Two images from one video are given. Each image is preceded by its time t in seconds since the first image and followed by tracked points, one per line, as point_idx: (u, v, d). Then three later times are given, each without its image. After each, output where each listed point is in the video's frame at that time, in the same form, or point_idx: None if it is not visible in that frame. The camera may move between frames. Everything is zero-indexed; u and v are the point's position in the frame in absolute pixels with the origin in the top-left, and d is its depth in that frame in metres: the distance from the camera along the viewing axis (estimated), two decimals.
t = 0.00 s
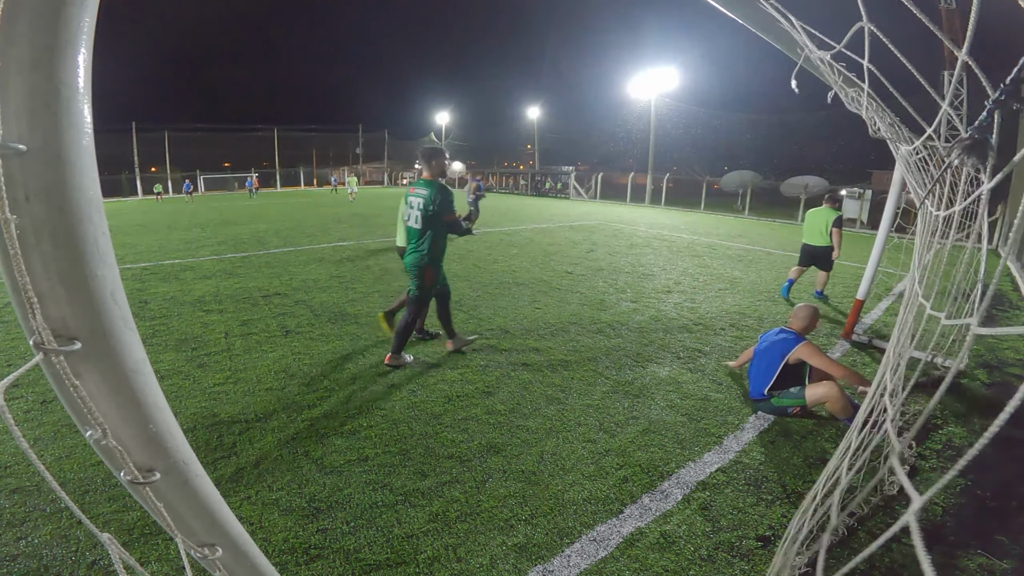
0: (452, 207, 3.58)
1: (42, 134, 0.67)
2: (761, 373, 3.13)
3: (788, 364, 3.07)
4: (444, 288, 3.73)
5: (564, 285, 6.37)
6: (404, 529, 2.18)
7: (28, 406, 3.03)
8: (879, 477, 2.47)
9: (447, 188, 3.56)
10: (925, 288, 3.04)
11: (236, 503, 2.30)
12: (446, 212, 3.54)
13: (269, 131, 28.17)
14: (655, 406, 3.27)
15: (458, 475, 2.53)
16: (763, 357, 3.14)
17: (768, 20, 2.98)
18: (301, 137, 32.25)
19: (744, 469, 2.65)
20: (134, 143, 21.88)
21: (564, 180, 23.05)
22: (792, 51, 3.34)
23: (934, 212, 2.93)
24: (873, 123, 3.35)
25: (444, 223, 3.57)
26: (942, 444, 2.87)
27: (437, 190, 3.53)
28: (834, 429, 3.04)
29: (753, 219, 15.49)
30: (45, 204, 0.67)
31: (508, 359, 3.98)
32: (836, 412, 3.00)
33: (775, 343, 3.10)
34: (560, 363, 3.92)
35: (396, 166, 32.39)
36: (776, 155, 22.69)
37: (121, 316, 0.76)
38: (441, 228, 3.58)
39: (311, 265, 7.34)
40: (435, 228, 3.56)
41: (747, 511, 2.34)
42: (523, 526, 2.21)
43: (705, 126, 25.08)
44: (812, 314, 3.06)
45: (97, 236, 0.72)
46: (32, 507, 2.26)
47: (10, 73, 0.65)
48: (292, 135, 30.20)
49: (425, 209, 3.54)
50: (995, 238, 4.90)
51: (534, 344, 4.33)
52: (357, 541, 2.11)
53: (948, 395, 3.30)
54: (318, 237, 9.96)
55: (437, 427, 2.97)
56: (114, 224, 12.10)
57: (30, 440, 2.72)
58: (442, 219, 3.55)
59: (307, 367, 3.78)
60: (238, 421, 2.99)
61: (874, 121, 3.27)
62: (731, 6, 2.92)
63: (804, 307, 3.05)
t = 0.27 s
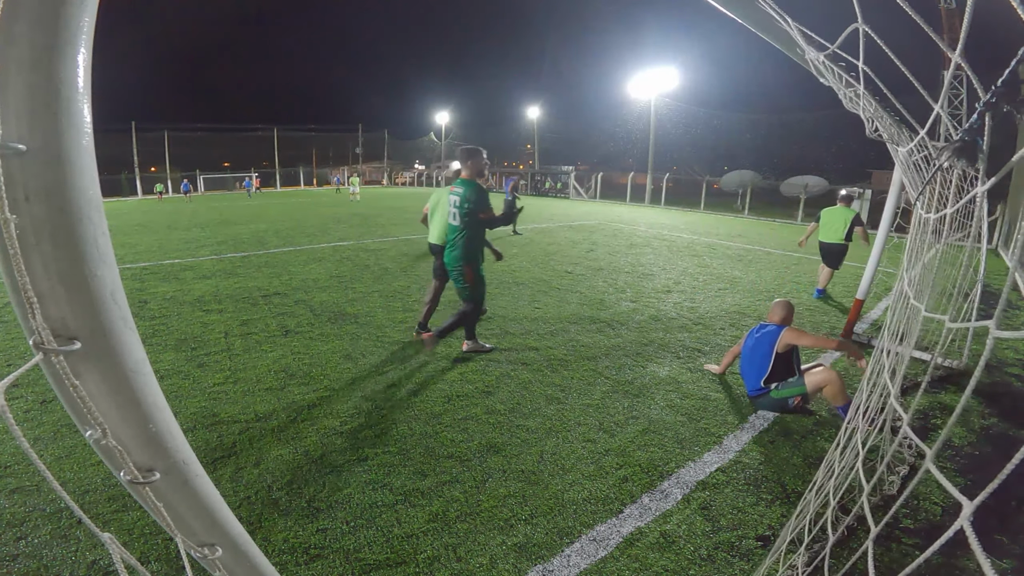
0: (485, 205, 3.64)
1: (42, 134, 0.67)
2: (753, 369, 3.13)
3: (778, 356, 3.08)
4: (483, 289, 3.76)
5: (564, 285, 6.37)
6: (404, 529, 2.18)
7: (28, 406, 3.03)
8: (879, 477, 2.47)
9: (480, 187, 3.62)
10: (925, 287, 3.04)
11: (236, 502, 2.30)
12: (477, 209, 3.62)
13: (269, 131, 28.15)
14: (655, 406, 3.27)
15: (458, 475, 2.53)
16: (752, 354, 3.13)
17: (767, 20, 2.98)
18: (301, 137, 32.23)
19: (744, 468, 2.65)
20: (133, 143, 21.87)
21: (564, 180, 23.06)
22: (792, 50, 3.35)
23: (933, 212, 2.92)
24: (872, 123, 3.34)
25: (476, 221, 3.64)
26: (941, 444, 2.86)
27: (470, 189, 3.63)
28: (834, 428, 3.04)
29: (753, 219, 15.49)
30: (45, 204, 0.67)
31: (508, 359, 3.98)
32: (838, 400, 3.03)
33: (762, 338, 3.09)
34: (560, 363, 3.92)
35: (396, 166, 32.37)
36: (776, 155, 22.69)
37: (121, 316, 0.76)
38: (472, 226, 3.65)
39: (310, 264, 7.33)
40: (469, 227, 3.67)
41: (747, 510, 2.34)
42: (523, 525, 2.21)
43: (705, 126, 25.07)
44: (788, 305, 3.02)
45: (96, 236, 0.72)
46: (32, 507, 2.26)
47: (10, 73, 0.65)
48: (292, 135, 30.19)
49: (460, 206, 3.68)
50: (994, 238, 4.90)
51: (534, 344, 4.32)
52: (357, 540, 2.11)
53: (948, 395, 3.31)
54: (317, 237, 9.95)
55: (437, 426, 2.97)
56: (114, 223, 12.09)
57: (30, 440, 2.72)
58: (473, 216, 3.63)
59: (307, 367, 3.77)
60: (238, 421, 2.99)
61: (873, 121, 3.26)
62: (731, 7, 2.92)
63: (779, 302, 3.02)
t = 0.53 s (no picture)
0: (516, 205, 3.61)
1: (42, 134, 0.67)
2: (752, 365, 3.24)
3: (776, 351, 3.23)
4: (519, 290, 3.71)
5: (564, 285, 6.37)
6: (404, 528, 2.18)
7: (28, 406, 3.03)
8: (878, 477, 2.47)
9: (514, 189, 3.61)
10: (925, 287, 3.04)
11: (236, 502, 2.30)
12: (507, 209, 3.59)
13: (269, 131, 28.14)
14: (655, 406, 3.27)
15: (458, 475, 2.53)
16: (750, 349, 3.24)
17: (767, 20, 2.98)
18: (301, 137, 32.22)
19: (744, 468, 2.65)
20: (133, 143, 21.86)
21: (564, 180, 23.06)
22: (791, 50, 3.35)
23: (933, 212, 2.92)
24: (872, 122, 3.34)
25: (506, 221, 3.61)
26: (941, 444, 2.86)
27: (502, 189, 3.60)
28: (834, 429, 3.04)
29: (753, 219, 15.49)
30: (45, 204, 0.67)
31: (508, 359, 3.98)
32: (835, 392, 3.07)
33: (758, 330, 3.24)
34: (560, 363, 3.92)
35: (396, 166, 32.37)
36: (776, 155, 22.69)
37: (121, 316, 0.76)
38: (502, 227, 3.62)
39: (311, 264, 7.33)
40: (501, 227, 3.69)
41: (747, 510, 2.34)
42: (523, 525, 2.21)
43: (705, 125, 25.07)
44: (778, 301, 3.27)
45: (96, 236, 0.72)
46: (32, 507, 2.26)
47: (10, 73, 0.65)
48: (292, 135, 30.18)
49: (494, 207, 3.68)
50: (993, 238, 4.91)
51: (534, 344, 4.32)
52: (357, 540, 2.11)
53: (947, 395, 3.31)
54: (318, 237, 9.95)
55: (437, 427, 2.97)
56: (114, 223, 12.09)
57: (30, 440, 2.72)
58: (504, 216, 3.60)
59: (307, 367, 3.77)
60: (237, 421, 2.99)
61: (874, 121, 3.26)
62: (731, 6, 2.93)
63: (771, 300, 3.29)
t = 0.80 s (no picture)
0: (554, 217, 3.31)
1: (42, 134, 0.67)
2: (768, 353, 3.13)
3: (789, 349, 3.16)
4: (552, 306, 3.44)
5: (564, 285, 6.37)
6: (404, 528, 2.18)
7: (28, 406, 3.03)
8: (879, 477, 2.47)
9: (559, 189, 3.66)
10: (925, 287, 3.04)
11: (236, 502, 2.31)
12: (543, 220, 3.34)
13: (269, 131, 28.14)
14: (655, 406, 3.27)
15: (458, 475, 2.53)
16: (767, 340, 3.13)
17: (767, 20, 2.98)
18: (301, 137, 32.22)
19: (744, 468, 2.65)
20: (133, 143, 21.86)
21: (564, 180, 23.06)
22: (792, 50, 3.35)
23: (933, 213, 2.92)
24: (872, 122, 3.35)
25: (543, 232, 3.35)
26: (941, 444, 2.87)
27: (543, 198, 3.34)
28: (834, 429, 3.04)
29: (753, 219, 15.49)
30: (45, 204, 0.67)
31: (509, 359, 3.98)
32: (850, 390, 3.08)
33: (762, 317, 3.08)
34: (560, 363, 3.92)
35: (396, 166, 32.37)
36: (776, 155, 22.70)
37: (121, 316, 0.76)
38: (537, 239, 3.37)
39: (311, 264, 7.33)
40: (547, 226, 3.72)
41: (747, 510, 2.34)
42: (523, 526, 2.21)
43: (705, 126, 25.07)
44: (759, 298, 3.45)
45: (96, 236, 0.72)
46: (32, 507, 2.26)
47: (9, 72, 0.65)
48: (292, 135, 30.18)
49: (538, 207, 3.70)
50: (993, 238, 4.90)
51: (534, 344, 4.32)
52: (357, 540, 2.11)
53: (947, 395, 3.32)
54: (318, 236, 9.95)
55: (438, 427, 2.97)
56: (114, 223, 12.09)
57: (30, 440, 2.72)
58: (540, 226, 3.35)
59: (307, 367, 3.77)
60: (237, 421, 2.99)
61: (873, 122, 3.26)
62: (731, 6, 2.93)
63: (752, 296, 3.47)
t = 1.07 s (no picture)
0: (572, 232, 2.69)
1: (42, 134, 0.67)
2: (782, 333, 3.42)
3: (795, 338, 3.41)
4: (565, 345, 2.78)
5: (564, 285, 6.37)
6: (404, 529, 2.18)
7: (28, 406, 3.03)
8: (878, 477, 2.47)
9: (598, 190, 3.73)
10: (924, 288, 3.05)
11: (236, 502, 2.31)
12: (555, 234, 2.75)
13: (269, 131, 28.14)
14: (655, 406, 3.27)
15: (458, 475, 2.53)
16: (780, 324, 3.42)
17: (767, 20, 2.98)
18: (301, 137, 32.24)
19: (744, 468, 2.65)
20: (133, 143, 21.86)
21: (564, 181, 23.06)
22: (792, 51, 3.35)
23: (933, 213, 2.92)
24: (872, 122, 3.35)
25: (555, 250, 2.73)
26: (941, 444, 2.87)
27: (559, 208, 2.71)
28: (835, 429, 3.04)
29: (753, 219, 15.50)
30: (45, 204, 0.67)
31: (509, 359, 3.98)
32: (862, 393, 3.35)
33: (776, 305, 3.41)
34: (560, 363, 3.92)
35: (397, 166, 32.38)
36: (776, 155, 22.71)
37: (121, 316, 0.76)
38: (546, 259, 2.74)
39: (311, 264, 7.33)
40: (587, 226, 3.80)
41: (747, 510, 2.34)
42: (522, 525, 2.21)
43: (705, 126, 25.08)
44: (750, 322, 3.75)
45: (96, 236, 0.72)
46: (33, 507, 2.26)
47: (10, 72, 0.65)
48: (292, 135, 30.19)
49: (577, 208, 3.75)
50: (993, 238, 4.90)
51: (534, 344, 4.32)
52: (357, 541, 2.11)
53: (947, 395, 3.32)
54: (318, 236, 9.96)
55: (438, 427, 2.97)
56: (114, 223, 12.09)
57: (30, 440, 2.72)
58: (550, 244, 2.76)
59: (307, 368, 3.77)
60: (237, 421, 2.99)
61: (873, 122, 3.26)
62: (731, 6, 2.93)
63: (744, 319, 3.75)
